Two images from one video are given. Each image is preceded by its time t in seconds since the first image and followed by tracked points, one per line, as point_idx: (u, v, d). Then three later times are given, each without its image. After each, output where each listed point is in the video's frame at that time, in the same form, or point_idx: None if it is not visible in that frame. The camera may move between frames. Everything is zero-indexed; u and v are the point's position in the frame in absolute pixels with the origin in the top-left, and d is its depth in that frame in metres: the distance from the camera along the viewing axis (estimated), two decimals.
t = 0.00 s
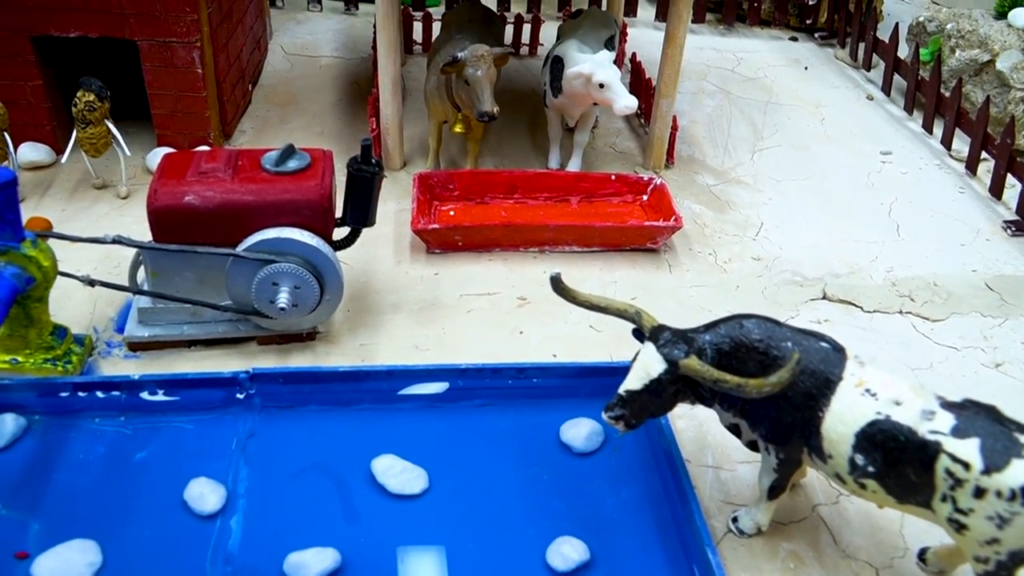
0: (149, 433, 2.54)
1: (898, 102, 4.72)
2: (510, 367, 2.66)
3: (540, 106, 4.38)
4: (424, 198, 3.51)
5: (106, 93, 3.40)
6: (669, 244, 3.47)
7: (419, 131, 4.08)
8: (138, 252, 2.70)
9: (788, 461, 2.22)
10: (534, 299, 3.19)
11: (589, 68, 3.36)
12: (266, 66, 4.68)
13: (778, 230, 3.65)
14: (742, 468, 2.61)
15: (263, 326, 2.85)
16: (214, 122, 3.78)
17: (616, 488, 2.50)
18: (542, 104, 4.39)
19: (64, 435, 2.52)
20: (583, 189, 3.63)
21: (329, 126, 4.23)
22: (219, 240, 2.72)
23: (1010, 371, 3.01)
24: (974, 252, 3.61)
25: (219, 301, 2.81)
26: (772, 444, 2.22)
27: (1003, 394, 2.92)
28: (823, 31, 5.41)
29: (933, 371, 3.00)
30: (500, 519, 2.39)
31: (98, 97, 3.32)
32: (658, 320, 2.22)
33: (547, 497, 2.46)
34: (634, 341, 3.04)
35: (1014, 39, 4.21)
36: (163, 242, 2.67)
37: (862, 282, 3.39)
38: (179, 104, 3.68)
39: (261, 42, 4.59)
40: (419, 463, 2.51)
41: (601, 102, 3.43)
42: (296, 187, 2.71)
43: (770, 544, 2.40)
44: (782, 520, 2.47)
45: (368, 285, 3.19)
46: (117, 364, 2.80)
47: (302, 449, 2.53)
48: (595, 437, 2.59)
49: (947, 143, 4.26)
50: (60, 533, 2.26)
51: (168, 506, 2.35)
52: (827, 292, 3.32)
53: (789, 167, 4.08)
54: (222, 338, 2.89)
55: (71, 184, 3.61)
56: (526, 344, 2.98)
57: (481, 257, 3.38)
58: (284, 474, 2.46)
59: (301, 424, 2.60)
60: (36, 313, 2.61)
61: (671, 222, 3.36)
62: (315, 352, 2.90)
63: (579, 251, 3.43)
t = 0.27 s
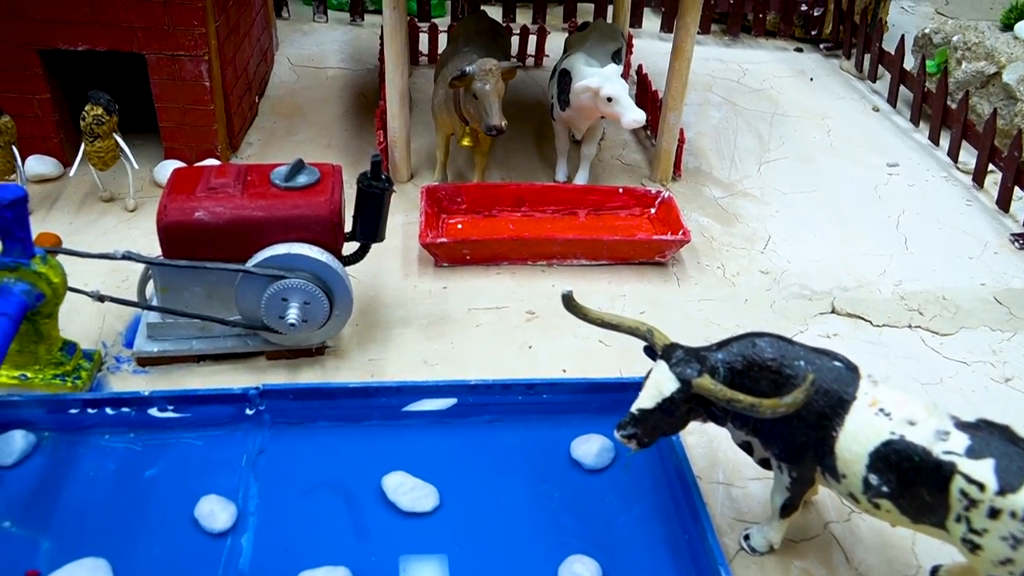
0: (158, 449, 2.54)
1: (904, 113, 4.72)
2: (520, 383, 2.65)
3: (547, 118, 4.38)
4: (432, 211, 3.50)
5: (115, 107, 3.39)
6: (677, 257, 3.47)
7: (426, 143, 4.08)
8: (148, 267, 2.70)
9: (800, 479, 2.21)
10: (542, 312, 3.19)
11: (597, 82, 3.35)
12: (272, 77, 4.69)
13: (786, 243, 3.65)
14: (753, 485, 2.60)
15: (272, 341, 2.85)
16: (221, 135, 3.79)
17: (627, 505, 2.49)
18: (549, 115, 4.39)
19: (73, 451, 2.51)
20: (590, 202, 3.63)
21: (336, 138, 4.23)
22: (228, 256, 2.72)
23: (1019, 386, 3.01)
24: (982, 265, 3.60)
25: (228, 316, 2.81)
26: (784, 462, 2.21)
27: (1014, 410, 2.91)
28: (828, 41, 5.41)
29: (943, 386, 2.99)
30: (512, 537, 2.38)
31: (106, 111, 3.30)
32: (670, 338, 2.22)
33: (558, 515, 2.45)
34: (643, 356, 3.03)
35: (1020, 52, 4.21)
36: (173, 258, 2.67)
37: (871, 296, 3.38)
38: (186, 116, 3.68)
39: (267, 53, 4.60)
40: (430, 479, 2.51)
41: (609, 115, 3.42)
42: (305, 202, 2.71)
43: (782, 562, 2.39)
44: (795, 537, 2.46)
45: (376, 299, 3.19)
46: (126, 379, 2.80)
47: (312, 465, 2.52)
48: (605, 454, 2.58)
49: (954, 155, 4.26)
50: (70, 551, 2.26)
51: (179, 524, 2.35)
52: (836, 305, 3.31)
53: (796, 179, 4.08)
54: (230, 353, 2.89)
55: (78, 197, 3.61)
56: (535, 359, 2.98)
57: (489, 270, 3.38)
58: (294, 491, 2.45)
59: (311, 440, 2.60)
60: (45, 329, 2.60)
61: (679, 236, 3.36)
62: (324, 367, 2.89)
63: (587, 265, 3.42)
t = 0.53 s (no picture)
0: (169, 462, 2.53)
1: (910, 122, 4.72)
2: (531, 396, 2.64)
3: (554, 126, 4.38)
4: (440, 221, 3.50)
5: (123, 117, 3.39)
6: (686, 267, 3.46)
7: (434, 152, 4.07)
8: (158, 280, 2.70)
9: (815, 494, 2.20)
10: (552, 323, 3.18)
11: (606, 92, 3.35)
12: (279, 86, 4.69)
13: (795, 253, 3.64)
14: (766, 498, 2.59)
15: (282, 353, 2.84)
16: (229, 144, 3.78)
17: (640, 518, 2.48)
18: (556, 124, 4.39)
19: (84, 465, 2.50)
20: (599, 212, 3.62)
21: (343, 147, 4.22)
22: (239, 267, 2.71)
23: None
24: (991, 275, 3.60)
25: (238, 328, 2.80)
26: (799, 477, 2.20)
27: None
28: (834, 49, 5.41)
29: (954, 397, 2.98)
30: (524, 550, 2.38)
31: (114, 122, 3.31)
32: (684, 353, 2.21)
33: (571, 528, 2.44)
34: (654, 367, 3.02)
35: None
36: (184, 270, 2.66)
37: (880, 306, 3.38)
38: (194, 126, 3.68)
39: (274, 62, 4.60)
40: (441, 493, 2.50)
41: (618, 126, 3.42)
42: (316, 215, 2.70)
43: None
44: (808, 551, 2.45)
45: (385, 310, 3.18)
46: (136, 391, 2.79)
47: (323, 478, 2.52)
48: (617, 467, 2.57)
49: (961, 164, 4.26)
50: (82, 565, 2.25)
51: (191, 538, 2.34)
52: (846, 316, 3.30)
53: (804, 188, 4.07)
54: (241, 364, 2.88)
55: (87, 207, 3.60)
56: (545, 371, 2.97)
57: (498, 281, 3.37)
58: (306, 504, 2.45)
59: (323, 452, 2.59)
60: (56, 342, 2.59)
61: (689, 246, 3.35)
62: (334, 379, 2.88)
63: (597, 275, 3.42)
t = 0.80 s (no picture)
0: (181, 474, 2.52)
1: (918, 129, 4.72)
2: (545, 407, 2.63)
3: (562, 134, 4.37)
4: (450, 230, 3.49)
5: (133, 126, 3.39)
6: (697, 276, 3.46)
7: (443, 159, 4.07)
8: (170, 290, 2.69)
9: (832, 507, 2.19)
10: (563, 333, 3.17)
11: (618, 100, 3.36)
12: (286, 93, 4.68)
13: (805, 262, 3.64)
14: (780, 510, 2.58)
15: (293, 363, 2.83)
16: (238, 152, 3.78)
17: (654, 530, 2.47)
18: (564, 131, 4.38)
19: (96, 477, 2.49)
20: (609, 221, 3.61)
21: (351, 154, 4.21)
22: (251, 278, 2.70)
23: None
24: (1002, 285, 3.59)
25: (250, 338, 2.79)
26: (816, 491, 2.19)
27: None
28: (841, 56, 5.41)
29: (966, 408, 2.97)
30: (539, 563, 2.36)
31: (125, 130, 3.30)
32: (701, 365, 2.21)
33: (585, 541, 2.43)
34: (666, 378, 3.01)
35: None
36: (196, 280, 2.66)
37: (891, 316, 3.37)
38: (203, 134, 3.67)
39: (281, 69, 4.59)
40: (455, 505, 2.49)
41: (629, 134, 3.42)
42: (329, 225, 2.69)
43: None
44: (823, 564, 2.44)
45: (395, 320, 3.17)
46: (147, 403, 2.78)
47: (336, 491, 2.50)
48: (631, 479, 2.56)
49: (970, 172, 4.26)
50: None
51: (204, 551, 2.33)
52: (857, 326, 3.30)
53: (813, 197, 4.07)
54: (252, 375, 2.87)
55: (95, 215, 3.59)
56: (557, 381, 2.96)
57: (508, 290, 3.36)
58: (319, 517, 2.44)
59: (336, 464, 2.58)
60: (68, 353, 2.59)
61: (699, 256, 3.34)
62: (345, 390, 2.87)
63: (607, 284, 3.41)
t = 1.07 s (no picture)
0: (195, 486, 2.51)
1: (927, 137, 4.72)
2: (559, 419, 2.62)
3: (571, 141, 4.36)
4: (461, 239, 3.48)
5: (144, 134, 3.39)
6: (708, 286, 3.45)
7: (453, 167, 4.06)
8: (183, 300, 2.68)
9: (851, 522, 2.18)
10: (575, 343, 3.16)
11: (629, 110, 3.35)
12: (294, 99, 4.68)
13: (817, 271, 3.63)
14: (797, 523, 2.57)
15: (306, 374, 2.82)
16: (248, 160, 3.77)
17: (670, 544, 2.46)
18: (573, 139, 4.37)
19: (110, 488, 2.48)
20: (620, 229, 3.60)
21: (360, 161, 4.21)
22: (265, 288, 2.69)
23: None
24: (1014, 294, 3.58)
25: (263, 349, 2.78)
26: (835, 506, 2.18)
27: None
28: (849, 63, 5.41)
29: (980, 419, 2.96)
30: None
31: (136, 139, 3.31)
32: (719, 379, 2.20)
33: (601, 554, 2.42)
34: (679, 388, 3.00)
35: None
36: (210, 291, 2.65)
37: (904, 326, 3.36)
38: (214, 142, 3.66)
39: (290, 76, 4.59)
40: (470, 518, 2.48)
41: (641, 143, 3.41)
42: (343, 235, 2.68)
43: None
44: None
45: (407, 329, 3.16)
46: (160, 413, 2.77)
47: (351, 503, 2.50)
48: (647, 491, 2.55)
49: (980, 180, 4.25)
50: None
51: (219, 564, 2.32)
52: (870, 336, 3.29)
53: (823, 205, 4.06)
54: (264, 385, 2.86)
55: (105, 223, 3.58)
56: (570, 392, 2.95)
57: (520, 299, 3.35)
58: (334, 530, 2.43)
59: (350, 475, 2.57)
60: (81, 364, 2.57)
61: (711, 265, 3.33)
62: (358, 400, 2.86)
63: (619, 293, 3.40)
